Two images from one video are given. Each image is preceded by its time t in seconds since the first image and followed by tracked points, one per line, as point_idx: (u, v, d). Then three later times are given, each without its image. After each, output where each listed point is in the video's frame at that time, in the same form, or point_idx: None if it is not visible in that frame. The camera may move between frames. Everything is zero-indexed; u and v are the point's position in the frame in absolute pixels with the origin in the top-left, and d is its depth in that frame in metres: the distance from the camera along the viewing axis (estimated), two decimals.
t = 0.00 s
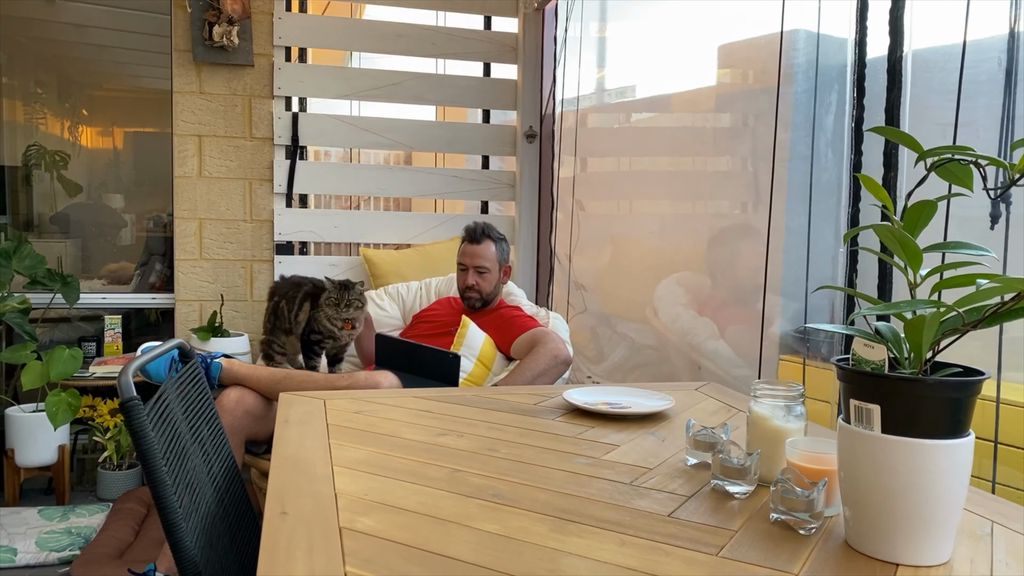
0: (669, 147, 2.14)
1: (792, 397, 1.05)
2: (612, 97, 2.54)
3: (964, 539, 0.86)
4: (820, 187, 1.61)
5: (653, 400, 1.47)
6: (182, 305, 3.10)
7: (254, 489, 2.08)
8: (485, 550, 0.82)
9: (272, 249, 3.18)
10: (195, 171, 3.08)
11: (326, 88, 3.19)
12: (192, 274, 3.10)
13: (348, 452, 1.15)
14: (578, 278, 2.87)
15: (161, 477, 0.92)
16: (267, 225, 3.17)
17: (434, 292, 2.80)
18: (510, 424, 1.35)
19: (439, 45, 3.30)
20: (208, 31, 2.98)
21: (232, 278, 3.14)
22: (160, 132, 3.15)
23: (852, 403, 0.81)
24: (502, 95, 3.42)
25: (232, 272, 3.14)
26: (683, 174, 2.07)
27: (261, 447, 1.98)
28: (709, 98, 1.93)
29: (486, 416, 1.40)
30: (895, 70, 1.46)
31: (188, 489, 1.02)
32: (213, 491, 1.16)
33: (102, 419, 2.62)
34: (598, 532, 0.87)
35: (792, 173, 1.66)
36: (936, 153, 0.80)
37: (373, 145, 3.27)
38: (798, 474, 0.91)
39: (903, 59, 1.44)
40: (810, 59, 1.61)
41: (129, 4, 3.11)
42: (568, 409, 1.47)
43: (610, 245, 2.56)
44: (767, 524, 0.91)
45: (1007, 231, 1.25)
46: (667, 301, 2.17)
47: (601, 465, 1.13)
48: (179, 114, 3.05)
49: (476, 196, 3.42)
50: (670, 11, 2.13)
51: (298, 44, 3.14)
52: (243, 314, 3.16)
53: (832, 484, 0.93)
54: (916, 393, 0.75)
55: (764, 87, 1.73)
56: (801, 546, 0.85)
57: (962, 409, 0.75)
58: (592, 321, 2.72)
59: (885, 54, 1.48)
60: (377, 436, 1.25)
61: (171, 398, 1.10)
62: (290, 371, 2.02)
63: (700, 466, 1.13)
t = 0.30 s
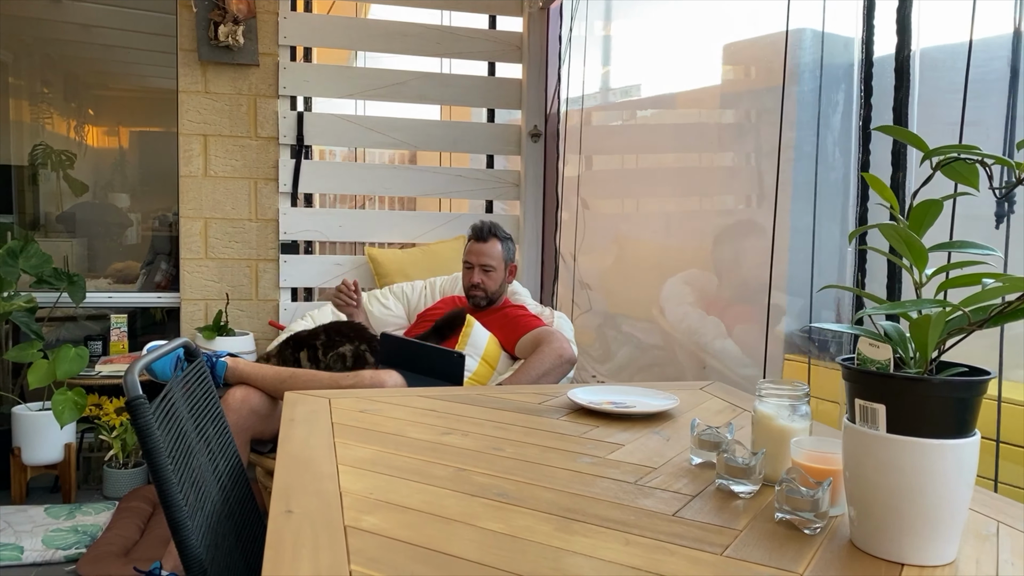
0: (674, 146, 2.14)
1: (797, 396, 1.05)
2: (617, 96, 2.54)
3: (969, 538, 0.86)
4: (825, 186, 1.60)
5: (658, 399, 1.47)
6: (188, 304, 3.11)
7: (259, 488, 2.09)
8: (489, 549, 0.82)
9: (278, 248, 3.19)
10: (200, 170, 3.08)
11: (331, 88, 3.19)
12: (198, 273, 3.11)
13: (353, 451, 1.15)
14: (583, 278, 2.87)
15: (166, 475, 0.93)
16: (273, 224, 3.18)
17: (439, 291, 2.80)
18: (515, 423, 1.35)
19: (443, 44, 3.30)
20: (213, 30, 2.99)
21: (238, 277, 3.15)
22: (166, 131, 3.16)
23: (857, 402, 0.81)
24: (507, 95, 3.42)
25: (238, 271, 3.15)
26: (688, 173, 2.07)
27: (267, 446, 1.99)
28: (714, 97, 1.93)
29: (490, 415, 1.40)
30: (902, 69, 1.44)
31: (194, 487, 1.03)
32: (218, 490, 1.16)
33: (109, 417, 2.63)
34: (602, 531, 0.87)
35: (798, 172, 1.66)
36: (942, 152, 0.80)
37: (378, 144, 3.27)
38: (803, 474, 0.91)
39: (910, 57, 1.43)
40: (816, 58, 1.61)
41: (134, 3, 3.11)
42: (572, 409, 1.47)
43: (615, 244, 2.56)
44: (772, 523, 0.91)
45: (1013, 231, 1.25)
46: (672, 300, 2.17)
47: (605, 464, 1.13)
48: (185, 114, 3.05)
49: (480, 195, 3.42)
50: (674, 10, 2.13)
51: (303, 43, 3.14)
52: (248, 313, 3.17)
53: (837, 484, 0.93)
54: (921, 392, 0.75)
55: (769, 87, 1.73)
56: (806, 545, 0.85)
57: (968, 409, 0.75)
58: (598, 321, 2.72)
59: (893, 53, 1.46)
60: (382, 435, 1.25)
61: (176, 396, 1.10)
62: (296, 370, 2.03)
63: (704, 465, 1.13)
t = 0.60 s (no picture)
0: (679, 145, 2.14)
1: (801, 396, 1.04)
2: (621, 95, 2.54)
3: (975, 539, 0.85)
4: (827, 185, 1.61)
5: (663, 399, 1.47)
6: (193, 303, 3.12)
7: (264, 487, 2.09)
8: (494, 548, 0.82)
9: (283, 247, 3.19)
10: (206, 169, 3.09)
11: (337, 88, 3.19)
12: (203, 272, 3.12)
13: (357, 450, 1.16)
14: (588, 277, 2.87)
15: (172, 473, 0.93)
16: (278, 224, 3.18)
17: (443, 291, 2.80)
18: (520, 422, 1.35)
19: (448, 44, 3.31)
20: (219, 30, 2.99)
21: (243, 276, 3.15)
22: (171, 131, 3.16)
23: (862, 402, 0.81)
24: (512, 94, 3.42)
25: (243, 270, 3.16)
26: (693, 173, 2.06)
27: (272, 445, 1.99)
28: (719, 96, 1.93)
29: (495, 414, 1.40)
30: (898, 66, 1.47)
31: (199, 486, 1.03)
32: (224, 488, 1.16)
33: (114, 416, 2.64)
34: (607, 530, 0.87)
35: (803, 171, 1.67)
36: (947, 151, 0.79)
37: (383, 144, 3.28)
38: (807, 473, 0.91)
39: (907, 55, 1.45)
40: (820, 56, 1.61)
41: (140, 3, 3.12)
42: (577, 408, 1.47)
43: (620, 243, 2.56)
44: (776, 523, 0.90)
45: (1019, 231, 1.25)
46: (678, 299, 2.17)
47: (609, 464, 1.13)
48: (190, 113, 3.06)
49: (485, 194, 3.42)
50: (679, 9, 2.13)
51: (309, 43, 3.14)
52: (253, 312, 3.17)
53: (842, 484, 0.93)
54: (926, 391, 0.75)
55: (774, 86, 1.73)
56: (810, 545, 0.85)
57: (973, 408, 0.75)
58: (603, 320, 2.72)
59: (889, 53, 1.49)
60: (387, 434, 1.25)
61: (182, 395, 1.10)
62: (301, 369, 2.03)
63: (709, 465, 1.13)
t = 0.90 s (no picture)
0: (684, 143, 2.14)
1: (806, 395, 1.04)
2: (626, 94, 2.54)
3: (980, 538, 0.85)
4: (837, 184, 1.60)
5: (667, 398, 1.47)
6: (199, 302, 3.13)
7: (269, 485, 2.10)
8: (498, 547, 0.82)
9: (288, 246, 3.19)
10: (211, 169, 3.10)
11: (342, 87, 3.20)
12: (209, 271, 3.12)
13: (362, 449, 1.16)
14: (593, 276, 2.87)
15: (178, 472, 0.93)
16: (283, 223, 3.19)
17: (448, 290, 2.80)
18: (524, 421, 1.35)
19: (453, 43, 3.31)
20: (224, 29, 3.00)
21: (249, 275, 3.16)
22: (177, 130, 3.17)
23: (867, 401, 0.81)
24: (517, 93, 3.41)
25: (249, 269, 3.16)
26: (698, 172, 2.06)
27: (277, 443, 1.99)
28: (724, 95, 1.93)
29: (500, 413, 1.40)
30: (913, 67, 1.44)
31: (205, 484, 1.03)
32: (229, 487, 1.16)
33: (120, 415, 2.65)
34: (611, 530, 0.88)
35: (808, 170, 1.66)
36: (953, 150, 0.79)
37: (387, 143, 3.28)
38: (812, 473, 0.91)
39: (923, 54, 1.42)
40: (826, 55, 1.61)
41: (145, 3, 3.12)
42: (581, 407, 1.47)
43: (625, 243, 2.56)
44: (781, 522, 0.90)
45: None
46: (683, 298, 2.17)
47: (614, 463, 1.13)
48: (196, 112, 3.06)
49: (489, 193, 3.42)
50: (684, 8, 2.13)
51: (314, 42, 3.15)
52: (258, 311, 3.18)
53: (847, 483, 0.92)
54: (931, 391, 0.75)
55: (780, 85, 1.73)
56: (815, 544, 0.85)
57: (979, 408, 0.75)
58: (608, 319, 2.72)
59: (904, 50, 1.46)
60: (391, 432, 1.25)
61: (188, 394, 1.11)
62: (306, 368, 2.04)
63: (713, 464, 1.13)
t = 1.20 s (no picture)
0: (688, 143, 2.13)
1: (811, 395, 1.04)
2: (631, 94, 2.53)
3: (985, 539, 0.85)
4: (837, 185, 1.59)
5: (672, 398, 1.47)
6: (204, 301, 3.13)
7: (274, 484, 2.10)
8: (503, 546, 0.82)
9: (293, 246, 3.20)
10: (216, 168, 3.10)
11: (346, 87, 3.20)
12: (214, 271, 3.13)
13: (367, 448, 1.16)
14: (597, 275, 2.87)
15: (183, 471, 0.94)
16: (288, 223, 3.19)
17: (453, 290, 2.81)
18: (529, 420, 1.35)
19: (457, 43, 3.31)
20: (229, 29, 3.00)
21: (253, 274, 3.17)
22: (183, 130, 3.18)
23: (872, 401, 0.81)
24: (521, 93, 3.41)
25: (254, 269, 3.17)
26: (702, 172, 2.06)
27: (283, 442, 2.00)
28: (729, 95, 1.92)
29: (504, 413, 1.40)
30: (909, 64, 1.44)
31: (210, 483, 1.04)
32: (234, 486, 1.17)
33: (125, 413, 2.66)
34: (615, 529, 0.88)
35: (813, 170, 1.66)
36: (958, 149, 0.79)
37: (392, 143, 3.28)
38: (817, 472, 0.91)
39: (918, 53, 1.43)
40: (831, 55, 1.60)
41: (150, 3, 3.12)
42: (586, 406, 1.47)
43: (629, 242, 2.55)
44: (785, 522, 0.90)
45: None
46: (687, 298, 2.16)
47: (619, 462, 1.13)
48: (201, 112, 3.07)
49: (494, 193, 3.42)
50: (689, 7, 2.12)
51: (318, 41, 3.15)
52: (264, 310, 3.19)
53: (852, 483, 0.92)
54: (936, 390, 0.75)
55: (784, 84, 1.72)
56: (819, 544, 0.85)
57: (985, 408, 0.75)
58: (612, 319, 2.71)
59: (901, 51, 1.46)
60: (396, 432, 1.25)
61: (193, 393, 1.11)
62: (311, 367, 2.04)
63: (718, 464, 1.13)
